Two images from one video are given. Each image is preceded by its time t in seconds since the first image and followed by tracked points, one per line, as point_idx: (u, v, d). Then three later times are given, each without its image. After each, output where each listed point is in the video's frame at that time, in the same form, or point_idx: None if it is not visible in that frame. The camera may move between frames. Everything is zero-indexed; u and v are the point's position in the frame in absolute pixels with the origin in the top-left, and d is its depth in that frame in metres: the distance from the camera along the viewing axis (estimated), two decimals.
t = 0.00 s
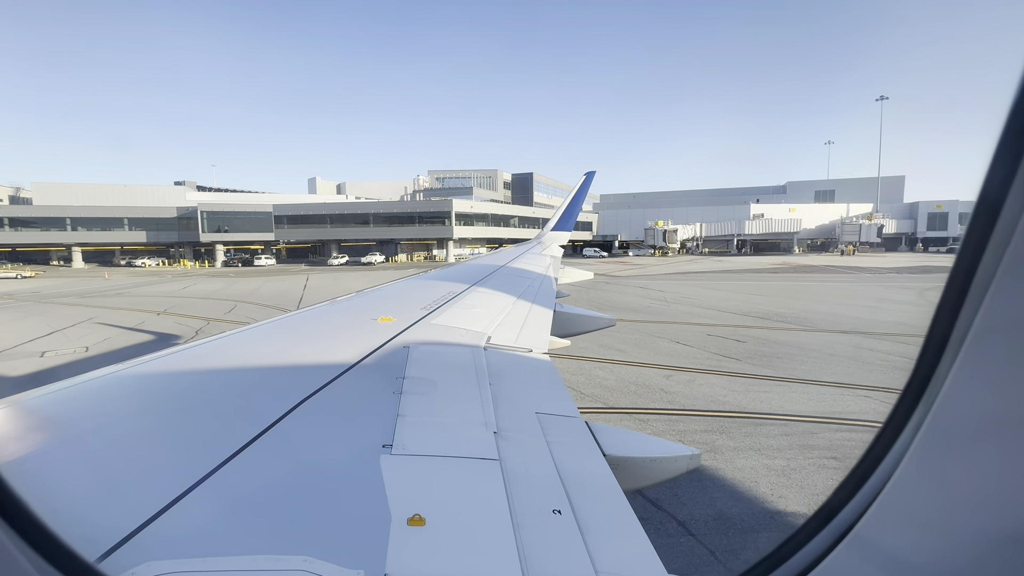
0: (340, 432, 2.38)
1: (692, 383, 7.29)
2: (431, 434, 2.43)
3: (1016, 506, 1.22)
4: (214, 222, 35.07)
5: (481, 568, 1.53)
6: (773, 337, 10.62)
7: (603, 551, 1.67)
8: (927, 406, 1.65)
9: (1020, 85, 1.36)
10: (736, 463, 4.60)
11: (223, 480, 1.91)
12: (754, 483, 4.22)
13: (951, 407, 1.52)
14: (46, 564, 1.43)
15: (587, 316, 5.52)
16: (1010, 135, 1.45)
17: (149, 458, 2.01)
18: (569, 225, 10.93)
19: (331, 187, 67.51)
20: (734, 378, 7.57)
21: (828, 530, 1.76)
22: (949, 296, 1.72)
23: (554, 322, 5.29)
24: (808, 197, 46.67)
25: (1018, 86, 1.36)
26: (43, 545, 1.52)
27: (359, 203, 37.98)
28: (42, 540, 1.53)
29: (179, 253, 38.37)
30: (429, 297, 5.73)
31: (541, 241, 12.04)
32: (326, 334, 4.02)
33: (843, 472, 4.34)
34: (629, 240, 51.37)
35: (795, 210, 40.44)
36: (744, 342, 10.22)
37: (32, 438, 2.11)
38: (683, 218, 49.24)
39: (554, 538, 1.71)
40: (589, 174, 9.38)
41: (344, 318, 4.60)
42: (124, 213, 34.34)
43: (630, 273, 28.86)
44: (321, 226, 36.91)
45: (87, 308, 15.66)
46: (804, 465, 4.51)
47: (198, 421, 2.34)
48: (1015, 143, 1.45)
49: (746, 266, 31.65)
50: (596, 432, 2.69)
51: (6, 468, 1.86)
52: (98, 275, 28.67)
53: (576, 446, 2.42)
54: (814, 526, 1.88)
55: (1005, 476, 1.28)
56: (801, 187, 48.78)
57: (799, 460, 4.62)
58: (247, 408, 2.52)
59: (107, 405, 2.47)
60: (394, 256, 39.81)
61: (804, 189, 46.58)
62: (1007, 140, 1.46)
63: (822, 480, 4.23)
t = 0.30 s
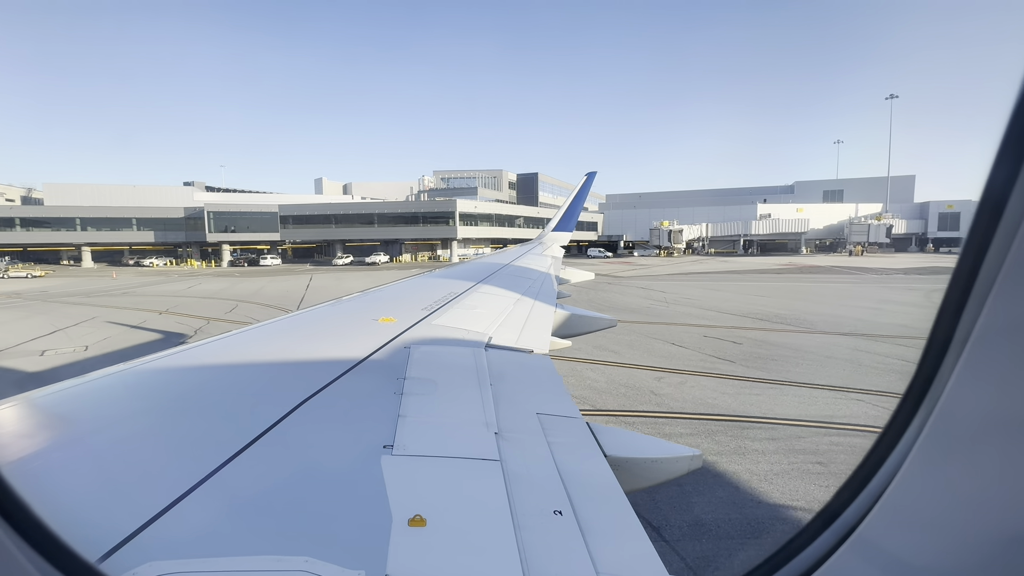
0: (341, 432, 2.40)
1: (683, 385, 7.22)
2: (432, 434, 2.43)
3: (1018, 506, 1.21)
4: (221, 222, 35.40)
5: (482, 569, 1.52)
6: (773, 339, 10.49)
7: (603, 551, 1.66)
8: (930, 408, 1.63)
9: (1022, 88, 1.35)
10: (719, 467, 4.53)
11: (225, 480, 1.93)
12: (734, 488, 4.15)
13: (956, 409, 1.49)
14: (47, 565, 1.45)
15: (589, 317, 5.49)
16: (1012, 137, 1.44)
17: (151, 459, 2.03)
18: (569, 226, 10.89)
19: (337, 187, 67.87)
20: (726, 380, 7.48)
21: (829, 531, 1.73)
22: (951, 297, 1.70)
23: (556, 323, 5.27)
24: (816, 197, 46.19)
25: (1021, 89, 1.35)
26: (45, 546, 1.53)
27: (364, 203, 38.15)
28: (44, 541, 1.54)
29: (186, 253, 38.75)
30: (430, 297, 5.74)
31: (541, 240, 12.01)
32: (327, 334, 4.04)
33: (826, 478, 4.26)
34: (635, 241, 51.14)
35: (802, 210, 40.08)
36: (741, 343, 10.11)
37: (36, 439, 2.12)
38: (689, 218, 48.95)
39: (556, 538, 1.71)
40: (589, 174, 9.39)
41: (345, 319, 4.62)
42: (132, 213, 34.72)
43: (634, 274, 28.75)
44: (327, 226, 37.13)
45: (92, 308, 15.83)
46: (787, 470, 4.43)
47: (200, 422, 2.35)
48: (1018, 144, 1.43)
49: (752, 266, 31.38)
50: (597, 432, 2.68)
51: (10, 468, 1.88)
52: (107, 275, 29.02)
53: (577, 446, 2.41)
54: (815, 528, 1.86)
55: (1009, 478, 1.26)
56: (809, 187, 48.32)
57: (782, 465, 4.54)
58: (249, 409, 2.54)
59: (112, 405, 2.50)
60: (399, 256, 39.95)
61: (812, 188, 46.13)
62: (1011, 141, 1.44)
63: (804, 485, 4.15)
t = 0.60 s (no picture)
0: (344, 432, 2.41)
1: (675, 388, 7.16)
2: (434, 435, 2.43)
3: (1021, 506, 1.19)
4: (228, 223, 35.78)
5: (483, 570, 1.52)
6: (774, 340, 10.37)
7: (605, 552, 1.65)
8: (933, 406, 1.61)
9: None
10: (706, 472, 4.45)
11: (228, 479, 1.94)
12: (722, 495, 4.06)
13: (957, 408, 1.48)
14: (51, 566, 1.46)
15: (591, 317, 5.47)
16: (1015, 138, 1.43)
17: (153, 459, 2.04)
18: (569, 227, 10.86)
19: (345, 188, 68.32)
20: (718, 383, 7.40)
21: (833, 531, 1.70)
22: (954, 299, 1.69)
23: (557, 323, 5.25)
24: (825, 197, 45.64)
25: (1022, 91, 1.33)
26: (48, 546, 1.55)
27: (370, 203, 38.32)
28: (46, 542, 1.55)
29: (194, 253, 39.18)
30: (431, 298, 5.75)
31: (541, 241, 11.99)
32: (330, 334, 4.06)
33: (810, 484, 4.18)
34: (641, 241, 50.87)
35: (812, 210, 39.46)
36: (739, 345, 10.02)
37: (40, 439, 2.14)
38: (696, 218, 48.61)
39: (557, 538, 1.70)
40: (590, 176, 9.40)
41: (347, 319, 4.64)
42: (142, 213, 35.21)
43: (639, 274, 28.62)
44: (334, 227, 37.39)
45: (100, 307, 16.05)
46: (771, 475, 4.36)
47: (204, 423, 2.37)
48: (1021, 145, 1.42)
49: (760, 266, 31.10)
50: (598, 433, 2.66)
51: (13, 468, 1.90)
52: (117, 274, 29.44)
53: (580, 448, 2.39)
54: (818, 528, 1.83)
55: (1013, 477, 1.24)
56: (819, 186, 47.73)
57: (766, 470, 4.47)
58: (252, 410, 2.56)
59: (115, 405, 2.53)
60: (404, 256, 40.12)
61: (822, 188, 45.60)
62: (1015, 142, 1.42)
63: (786, 490, 4.08)
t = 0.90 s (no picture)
0: (345, 430, 2.43)
1: (666, 390, 7.08)
2: (434, 434, 2.43)
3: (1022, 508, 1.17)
4: (237, 223, 36.16)
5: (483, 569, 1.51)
6: (775, 342, 10.25)
7: (604, 551, 1.64)
8: (933, 406, 1.58)
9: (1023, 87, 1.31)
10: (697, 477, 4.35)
11: (229, 477, 1.96)
12: (712, 499, 3.97)
13: (957, 409, 1.46)
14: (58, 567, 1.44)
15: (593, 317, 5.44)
16: (1015, 135, 1.39)
17: (153, 459, 2.06)
18: (570, 227, 10.84)
19: (353, 189, 68.73)
20: (712, 385, 7.32)
21: (833, 533, 1.68)
22: (955, 298, 1.66)
23: (558, 323, 5.22)
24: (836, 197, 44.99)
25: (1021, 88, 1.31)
26: (48, 544, 1.55)
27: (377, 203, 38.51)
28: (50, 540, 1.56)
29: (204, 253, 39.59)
30: (433, 297, 5.76)
31: (541, 241, 11.95)
32: (332, 334, 4.08)
33: (791, 488, 4.10)
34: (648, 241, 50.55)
35: (823, 210, 38.84)
36: (736, 347, 9.92)
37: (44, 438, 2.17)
38: (704, 218, 48.21)
39: (557, 539, 1.69)
40: (591, 176, 9.38)
41: (349, 318, 4.66)
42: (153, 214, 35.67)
43: (645, 275, 28.45)
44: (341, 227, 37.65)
45: (109, 307, 16.25)
46: (754, 480, 4.29)
47: (204, 423, 2.39)
48: (1019, 143, 1.39)
49: (768, 267, 30.76)
50: (599, 432, 2.65)
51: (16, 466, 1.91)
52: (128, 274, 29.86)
53: (580, 447, 2.38)
54: (817, 530, 1.80)
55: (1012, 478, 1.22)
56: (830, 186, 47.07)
57: (748, 474, 4.40)
58: (253, 410, 2.58)
59: (117, 405, 2.55)
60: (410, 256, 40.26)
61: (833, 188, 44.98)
62: (1013, 140, 1.40)
63: (767, 494, 4.00)
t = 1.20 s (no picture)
0: (346, 429, 2.44)
1: (659, 393, 7.00)
2: (434, 434, 2.44)
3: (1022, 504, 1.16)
4: (246, 223, 36.55)
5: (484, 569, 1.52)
6: (774, 344, 10.11)
7: (605, 551, 1.63)
8: (931, 403, 1.56)
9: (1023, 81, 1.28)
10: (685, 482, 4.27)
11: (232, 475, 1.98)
12: (699, 505, 3.90)
13: (956, 407, 1.44)
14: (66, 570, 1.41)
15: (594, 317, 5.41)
16: (1015, 129, 1.36)
17: (156, 457, 2.08)
18: (573, 227, 10.79)
19: (361, 189, 69.16)
20: (706, 387, 7.22)
21: (831, 530, 1.65)
22: (952, 296, 1.63)
23: (559, 324, 5.20)
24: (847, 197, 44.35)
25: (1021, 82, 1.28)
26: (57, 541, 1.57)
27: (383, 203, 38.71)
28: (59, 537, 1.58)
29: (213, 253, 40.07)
30: (434, 297, 5.77)
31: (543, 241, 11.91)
32: (333, 334, 4.11)
33: (775, 494, 4.01)
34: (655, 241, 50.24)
35: (834, 210, 38.27)
36: (733, 348, 9.80)
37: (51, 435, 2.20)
38: (712, 218, 47.78)
39: (557, 539, 1.68)
40: (592, 176, 9.35)
41: (350, 319, 4.68)
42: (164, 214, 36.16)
43: (652, 275, 28.25)
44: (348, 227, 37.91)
45: (117, 306, 16.47)
46: (738, 485, 4.20)
47: (208, 423, 2.41)
48: (1019, 138, 1.36)
49: (777, 267, 30.40)
50: (601, 434, 2.63)
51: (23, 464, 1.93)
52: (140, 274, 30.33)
53: (580, 447, 2.37)
54: (815, 527, 1.78)
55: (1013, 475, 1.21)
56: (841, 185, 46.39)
57: (732, 479, 4.31)
58: (255, 409, 2.60)
59: (120, 405, 2.57)
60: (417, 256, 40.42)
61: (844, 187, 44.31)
62: (1012, 135, 1.37)
63: (749, 501, 3.91)
